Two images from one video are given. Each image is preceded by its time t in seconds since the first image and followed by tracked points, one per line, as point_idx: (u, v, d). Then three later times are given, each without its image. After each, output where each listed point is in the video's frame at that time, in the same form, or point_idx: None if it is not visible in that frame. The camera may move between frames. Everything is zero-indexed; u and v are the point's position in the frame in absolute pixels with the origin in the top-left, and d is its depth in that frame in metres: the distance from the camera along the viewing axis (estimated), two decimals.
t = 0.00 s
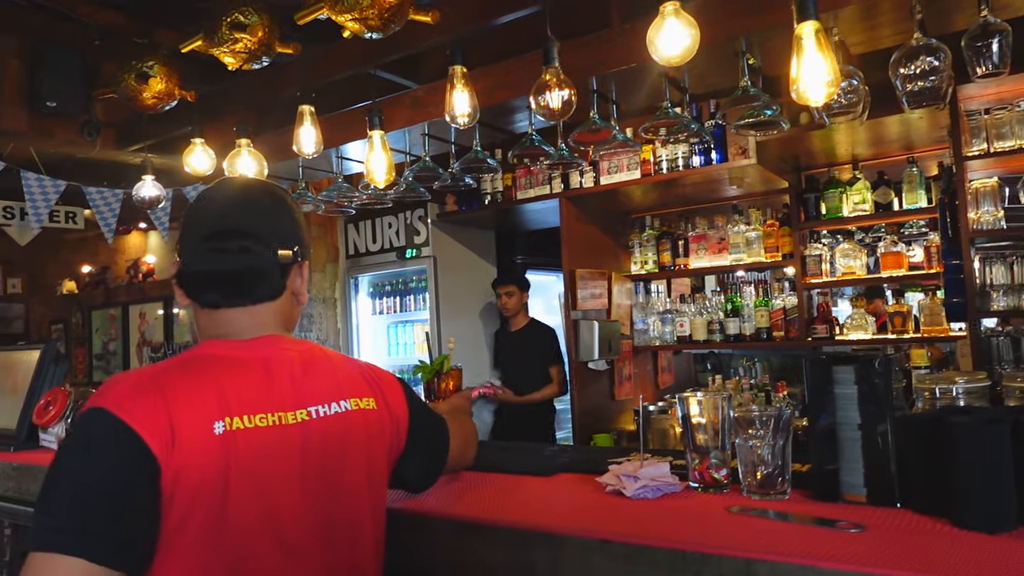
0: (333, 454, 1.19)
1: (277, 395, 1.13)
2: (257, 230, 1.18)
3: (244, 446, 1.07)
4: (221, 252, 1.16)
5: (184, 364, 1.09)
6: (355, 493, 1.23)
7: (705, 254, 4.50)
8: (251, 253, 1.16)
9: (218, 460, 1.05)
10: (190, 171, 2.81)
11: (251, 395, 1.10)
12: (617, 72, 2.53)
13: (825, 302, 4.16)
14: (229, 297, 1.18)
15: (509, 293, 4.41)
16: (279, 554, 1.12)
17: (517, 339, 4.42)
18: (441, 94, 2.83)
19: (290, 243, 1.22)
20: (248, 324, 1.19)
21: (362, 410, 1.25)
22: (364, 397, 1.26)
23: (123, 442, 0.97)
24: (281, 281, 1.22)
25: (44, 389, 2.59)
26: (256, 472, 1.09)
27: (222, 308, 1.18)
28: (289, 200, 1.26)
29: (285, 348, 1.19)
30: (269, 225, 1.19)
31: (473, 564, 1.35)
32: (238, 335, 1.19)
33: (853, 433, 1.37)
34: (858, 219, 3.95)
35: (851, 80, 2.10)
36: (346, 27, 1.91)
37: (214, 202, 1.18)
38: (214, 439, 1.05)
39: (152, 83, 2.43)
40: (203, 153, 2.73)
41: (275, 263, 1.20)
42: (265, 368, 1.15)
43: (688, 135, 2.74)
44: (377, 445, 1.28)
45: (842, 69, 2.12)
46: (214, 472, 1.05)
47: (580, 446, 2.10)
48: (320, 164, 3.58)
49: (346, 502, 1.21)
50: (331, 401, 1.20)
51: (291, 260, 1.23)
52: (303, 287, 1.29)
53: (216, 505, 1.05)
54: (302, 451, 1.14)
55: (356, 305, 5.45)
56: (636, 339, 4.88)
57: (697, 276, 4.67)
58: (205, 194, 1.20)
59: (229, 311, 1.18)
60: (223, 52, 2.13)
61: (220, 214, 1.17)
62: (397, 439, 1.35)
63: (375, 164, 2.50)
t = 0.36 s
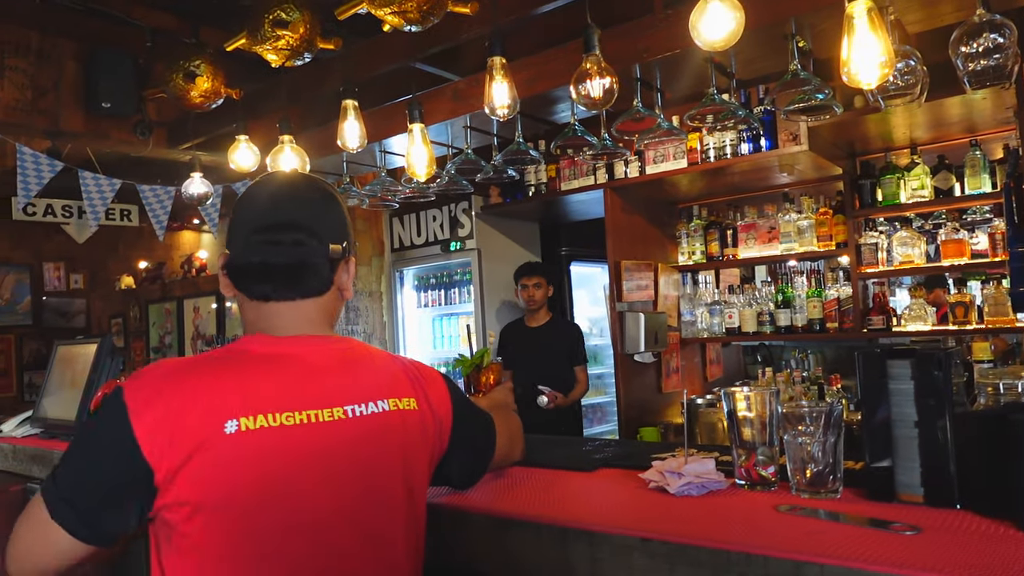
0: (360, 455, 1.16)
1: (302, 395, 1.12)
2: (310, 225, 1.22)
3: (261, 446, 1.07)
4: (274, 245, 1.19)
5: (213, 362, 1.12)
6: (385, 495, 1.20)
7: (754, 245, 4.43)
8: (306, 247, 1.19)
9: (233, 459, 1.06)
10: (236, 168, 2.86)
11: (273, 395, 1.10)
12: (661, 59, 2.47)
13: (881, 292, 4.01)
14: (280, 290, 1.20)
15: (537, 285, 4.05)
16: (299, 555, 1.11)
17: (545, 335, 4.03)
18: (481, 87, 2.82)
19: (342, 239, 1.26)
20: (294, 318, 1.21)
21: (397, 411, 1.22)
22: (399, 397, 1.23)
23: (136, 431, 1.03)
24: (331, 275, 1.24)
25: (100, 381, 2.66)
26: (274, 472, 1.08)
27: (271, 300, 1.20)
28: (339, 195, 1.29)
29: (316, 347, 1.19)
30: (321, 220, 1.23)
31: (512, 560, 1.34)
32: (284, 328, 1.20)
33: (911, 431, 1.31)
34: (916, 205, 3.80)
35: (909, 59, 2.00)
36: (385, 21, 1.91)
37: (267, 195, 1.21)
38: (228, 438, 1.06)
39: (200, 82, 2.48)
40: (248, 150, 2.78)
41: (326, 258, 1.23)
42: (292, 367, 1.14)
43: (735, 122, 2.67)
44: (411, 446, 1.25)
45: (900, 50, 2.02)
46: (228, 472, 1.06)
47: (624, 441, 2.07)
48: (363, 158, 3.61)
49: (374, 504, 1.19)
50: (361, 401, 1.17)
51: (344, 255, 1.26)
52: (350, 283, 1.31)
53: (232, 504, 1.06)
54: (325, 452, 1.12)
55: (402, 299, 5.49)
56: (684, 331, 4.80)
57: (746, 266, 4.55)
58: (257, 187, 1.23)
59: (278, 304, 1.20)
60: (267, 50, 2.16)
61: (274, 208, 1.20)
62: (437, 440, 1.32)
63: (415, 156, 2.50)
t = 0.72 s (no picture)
0: (354, 463, 1.03)
1: (289, 391, 1.03)
2: (330, 213, 1.16)
3: (238, 445, 1.00)
4: (293, 236, 1.14)
5: (215, 354, 1.08)
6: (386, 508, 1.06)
7: (798, 234, 4.29)
8: (324, 237, 1.14)
9: (211, 456, 1.00)
10: (274, 160, 2.90)
11: (257, 390, 1.02)
12: (699, 46, 2.42)
13: (930, 282, 3.88)
14: (301, 284, 1.15)
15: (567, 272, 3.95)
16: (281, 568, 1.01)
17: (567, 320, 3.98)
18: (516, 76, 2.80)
19: (365, 227, 1.20)
20: (314, 312, 1.16)
21: (403, 413, 1.07)
22: (410, 398, 1.08)
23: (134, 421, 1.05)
24: (353, 266, 1.19)
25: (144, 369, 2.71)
26: (253, 473, 1.00)
27: (292, 294, 1.16)
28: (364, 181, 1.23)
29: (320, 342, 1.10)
30: (342, 208, 1.17)
31: (542, 555, 1.33)
32: (306, 323, 1.16)
33: (959, 428, 1.26)
34: (969, 193, 3.66)
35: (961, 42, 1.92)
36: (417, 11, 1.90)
37: (286, 184, 1.17)
38: (206, 434, 1.00)
39: (239, 75, 2.51)
40: (285, 142, 2.81)
41: (347, 247, 1.17)
42: (286, 362, 1.06)
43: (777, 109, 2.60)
44: (426, 454, 1.10)
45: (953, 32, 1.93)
46: (207, 470, 1.01)
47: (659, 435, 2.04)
48: (400, 149, 3.62)
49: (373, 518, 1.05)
50: (359, 401, 1.04)
51: (367, 243, 1.19)
52: (377, 272, 1.25)
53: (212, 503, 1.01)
54: (312, 457, 1.01)
55: (440, 289, 5.51)
56: (724, 323, 4.72)
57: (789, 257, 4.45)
58: (278, 176, 1.19)
59: (299, 297, 1.16)
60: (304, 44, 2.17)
61: (293, 197, 1.16)
62: (465, 448, 1.15)
63: (448, 148, 2.50)
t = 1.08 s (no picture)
0: (351, 468, 1.02)
1: (283, 396, 1.02)
2: (330, 205, 1.13)
3: (232, 453, 1.01)
4: (292, 229, 1.12)
5: (215, 358, 1.09)
6: (387, 513, 1.05)
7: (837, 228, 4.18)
8: (322, 229, 1.10)
9: (208, 462, 1.01)
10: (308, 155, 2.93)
11: (252, 396, 1.03)
12: (733, 37, 2.38)
13: (975, 278, 3.75)
14: (301, 278, 1.13)
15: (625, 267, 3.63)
16: None
17: (619, 316, 3.73)
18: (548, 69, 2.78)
19: (369, 219, 1.15)
20: (314, 306, 1.14)
21: (401, 416, 1.05)
22: (408, 399, 1.07)
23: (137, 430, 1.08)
24: (356, 259, 1.15)
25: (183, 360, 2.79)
26: (249, 480, 1.01)
27: (294, 288, 1.14)
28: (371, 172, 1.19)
29: (319, 342, 1.09)
30: (342, 199, 1.13)
31: (567, 553, 1.33)
32: (305, 319, 1.13)
33: (1000, 432, 1.22)
34: (1017, 185, 3.53)
35: (1008, 31, 1.84)
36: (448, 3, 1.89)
37: (289, 177, 1.15)
38: (203, 441, 1.02)
39: (273, 69, 2.54)
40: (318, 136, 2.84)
41: (349, 240, 1.13)
42: (282, 365, 1.06)
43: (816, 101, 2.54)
44: (428, 457, 1.08)
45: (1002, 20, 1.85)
46: (204, 477, 1.02)
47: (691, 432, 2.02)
48: (433, 143, 3.63)
49: (374, 524, 1.04)
50: (354, 404, 1.03)
51: (370, 236, 1.15)
52: (386, 264, 1.21)
53: (213, 509, 1.03)
54: (306, 463, 1.01)
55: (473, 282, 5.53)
56: (760, 318, 4.64)
57: (826, 251, 4.36)
58: (282, 170, 1.17)
59: (300, 292, 1.14)
60: (336, 37, 2.17)
61: (294, 190, 1.14)
62: (470, 447, 1.13)
63: (477, 143, 2.49)
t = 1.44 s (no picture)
0: (362, 467, 1.04)
1: (294, 397, 1.04)
2: (338, 198, 1.14)
3: (245, 453, 1.04)
4: (302, 223, 1.14)
5: (230, 358, 1.11)
6: (401, 511, 1.06)
7: (873, 221, 4.12)
8: (331, 222, 1.12)
9: (224, 463, 1.04)
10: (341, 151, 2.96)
11: (265, 397, 1.05)
12: (768, 27, 2.35)
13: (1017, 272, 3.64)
14: (311, 273, 1.15)
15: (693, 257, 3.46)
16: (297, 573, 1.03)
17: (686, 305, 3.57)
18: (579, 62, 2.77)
19: (378, 210, 1.15)
20: (324, 301, 1.15)
21: (412, 416, 1.06)
22: (418, 399, 1.07)
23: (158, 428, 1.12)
24: (366, 252, 1.16)
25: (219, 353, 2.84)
26: (263, 480, 1.03)
27: (304, 284, 1.16)
28: (381, 160, 1.19)
29: (330, 341, 1.10)
30: (351, 190, 1.14)
31: (599, 550, 1.33)
32: (316, 314, 1.15)
33: None
34: None
35: None
36: None
37: (299, 170, 1.17)
38: (217, 441, 1.05)
39: (307, 65, 2.57)
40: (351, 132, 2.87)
41: (357, 233, 1.14)
42: (294, 365, 1.07)
43: (852, 92, 2.49)
44: (441, 457, 1.09)
45: None
46: (220, 476, 1.05)
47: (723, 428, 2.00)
48: (464, 137, 3.64)
49: (387, 522, 1.05)
50: (365, 404, 1.04)
51: (380, 227, 1.15)
52: (398, 257, 1.22)
53: (232, 507, 1.06)
54: (317, 463, 1.03)
55: (503, 275, 5.54)
56: (792, 313, 4.57)
57: (862, 245, 4.28)
58: (291, 162, 1.18)
59: (311, 288, 1.16)
60: (369, 32, 2.18)
61: (304, 183, 1.15)
62: (485, 444, 1.12)
63: (510, 137, 2.49)
